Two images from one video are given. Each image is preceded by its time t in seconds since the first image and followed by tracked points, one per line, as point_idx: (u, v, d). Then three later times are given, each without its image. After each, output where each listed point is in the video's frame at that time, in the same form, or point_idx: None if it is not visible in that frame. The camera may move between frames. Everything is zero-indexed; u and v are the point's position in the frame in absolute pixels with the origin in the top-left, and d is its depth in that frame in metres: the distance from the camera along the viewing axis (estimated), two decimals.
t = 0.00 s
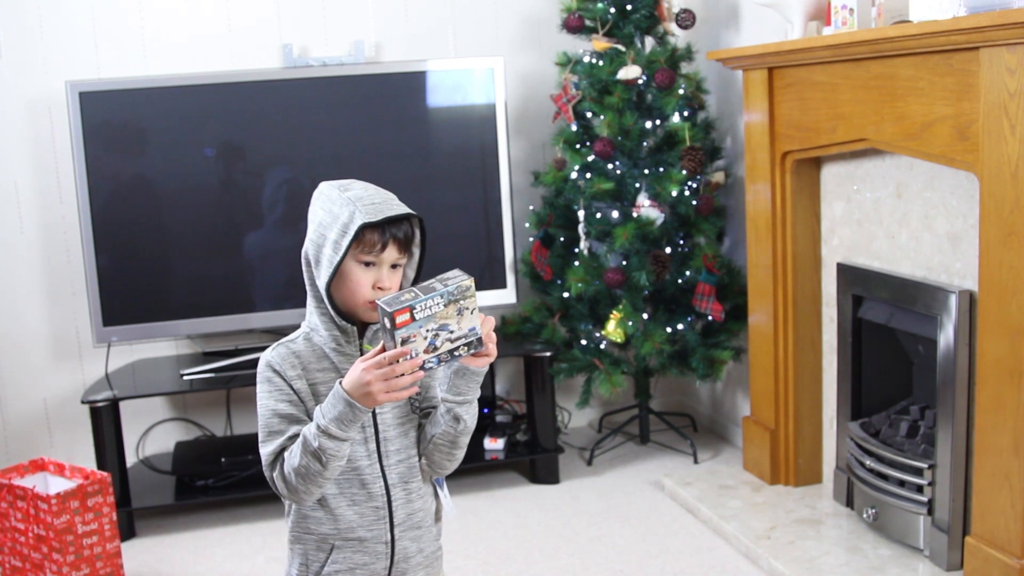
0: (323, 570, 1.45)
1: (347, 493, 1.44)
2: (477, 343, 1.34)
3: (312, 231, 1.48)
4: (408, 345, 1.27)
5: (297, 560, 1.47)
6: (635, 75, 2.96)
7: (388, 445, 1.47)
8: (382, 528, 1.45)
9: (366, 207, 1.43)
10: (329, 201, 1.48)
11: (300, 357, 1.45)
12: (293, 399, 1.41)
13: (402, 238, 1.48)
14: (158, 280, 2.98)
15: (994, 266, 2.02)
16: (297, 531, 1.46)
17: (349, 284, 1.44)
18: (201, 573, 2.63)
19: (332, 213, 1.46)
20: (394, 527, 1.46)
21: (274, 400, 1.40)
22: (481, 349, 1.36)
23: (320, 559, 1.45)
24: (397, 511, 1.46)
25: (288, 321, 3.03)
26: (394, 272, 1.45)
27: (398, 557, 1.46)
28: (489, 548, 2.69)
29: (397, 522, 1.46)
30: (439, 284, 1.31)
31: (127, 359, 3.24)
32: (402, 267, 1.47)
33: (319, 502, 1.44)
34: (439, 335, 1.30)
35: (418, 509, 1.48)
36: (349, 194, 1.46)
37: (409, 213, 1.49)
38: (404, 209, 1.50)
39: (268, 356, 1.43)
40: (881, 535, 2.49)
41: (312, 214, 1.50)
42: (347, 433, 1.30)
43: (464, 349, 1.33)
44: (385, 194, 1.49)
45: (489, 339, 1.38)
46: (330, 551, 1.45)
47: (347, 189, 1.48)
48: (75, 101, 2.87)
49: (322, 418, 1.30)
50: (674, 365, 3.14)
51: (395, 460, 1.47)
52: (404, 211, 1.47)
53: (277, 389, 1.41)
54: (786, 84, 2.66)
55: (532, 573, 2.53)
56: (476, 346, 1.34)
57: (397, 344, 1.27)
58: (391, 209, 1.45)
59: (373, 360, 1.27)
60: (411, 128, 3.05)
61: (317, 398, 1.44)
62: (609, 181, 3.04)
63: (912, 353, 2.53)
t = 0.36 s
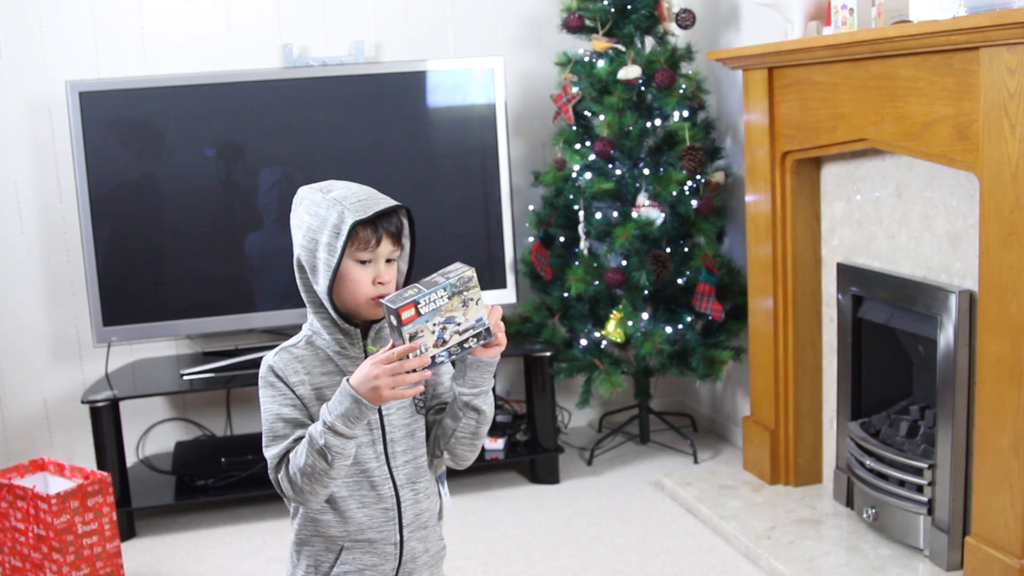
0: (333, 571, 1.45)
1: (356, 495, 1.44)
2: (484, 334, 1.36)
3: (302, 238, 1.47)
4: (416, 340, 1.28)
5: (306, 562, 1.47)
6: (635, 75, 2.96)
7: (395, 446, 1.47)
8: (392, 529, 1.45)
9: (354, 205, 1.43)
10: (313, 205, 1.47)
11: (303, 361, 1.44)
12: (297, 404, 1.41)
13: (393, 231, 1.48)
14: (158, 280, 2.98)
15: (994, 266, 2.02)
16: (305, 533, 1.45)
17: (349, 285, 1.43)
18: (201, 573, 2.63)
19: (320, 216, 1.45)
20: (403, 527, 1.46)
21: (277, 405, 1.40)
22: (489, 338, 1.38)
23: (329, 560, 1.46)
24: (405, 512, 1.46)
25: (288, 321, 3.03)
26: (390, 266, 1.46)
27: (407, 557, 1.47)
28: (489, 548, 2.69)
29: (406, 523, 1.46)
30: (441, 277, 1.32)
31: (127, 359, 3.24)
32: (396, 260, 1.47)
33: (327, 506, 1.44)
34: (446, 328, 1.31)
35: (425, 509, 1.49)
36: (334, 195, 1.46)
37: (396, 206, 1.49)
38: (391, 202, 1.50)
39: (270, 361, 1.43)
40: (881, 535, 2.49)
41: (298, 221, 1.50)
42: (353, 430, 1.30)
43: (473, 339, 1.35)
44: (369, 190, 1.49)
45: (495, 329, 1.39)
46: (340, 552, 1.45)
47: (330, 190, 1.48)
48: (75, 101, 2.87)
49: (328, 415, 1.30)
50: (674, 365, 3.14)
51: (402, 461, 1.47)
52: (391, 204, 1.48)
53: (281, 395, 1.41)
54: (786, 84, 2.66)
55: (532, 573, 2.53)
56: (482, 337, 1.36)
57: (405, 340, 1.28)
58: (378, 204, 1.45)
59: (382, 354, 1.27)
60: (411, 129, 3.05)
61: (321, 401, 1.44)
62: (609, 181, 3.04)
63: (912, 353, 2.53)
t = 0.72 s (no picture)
0: (333, 570, 1.46)
1: (357, 496, 1.44)
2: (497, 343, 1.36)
3: (311, 238, 1.47)
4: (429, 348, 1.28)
5: (306, 560, 1.48)
6: (635, 75, 2.96)
7: (397, 448, 1.46)
8: (392, 530, 1.46)
9: (367, 208, 1.44)
10: (324, 205, 1.47)
11: (308, 361, 1.44)
12: (301, 404, 1.42)
13: (403, 235, 1.48)
14: (158, 280, 2.98)
15: (994, 265, 2.02)
16: (305, 532, 1.46)
17: (358, 288, 1.44)
18: (201, 573, 2.63)
19: (331, 218, 1.45)
20: (403, 529, 1.46)
21: (281, 403, 1.40)
22: (501, 347, 1.37)
23: (329, 558, 1.47)
24: (406, 513, 1.46)
25: (289, 321, 3.03)
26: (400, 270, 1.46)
27: (406, 558, 1.47)
28: (489, 548, 2.69)
29: (406, 524, 1.46)
30: (457, 287, 1.32)
31: (127, 359, 3.24)
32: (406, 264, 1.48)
33: (327, 506, 1.44)
34: (460, 337, 1.31)
35: (425, 510, 1.49)
36: (346, 197, 1.46)
37: (408, 209, 1.49)
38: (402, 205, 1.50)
39: (275, 359, 1.43)
40: (881, 535, 2.49)
41: (307, 221, 1.50)
42: (361, 434, 1.30)
43: (485, 349, 1.34)
44: (380, 193, 1.49)
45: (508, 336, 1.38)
46: (340, 551, 1.46)
47: (341, 191, 1.48)
48: (75, 101, 2.86)
49: (336, 416, 1.30)
50: (674, 365, 3.15)
51: (403, 463, 1.47)
52: (403, 208, 1.48)
53: (284, 393, 1.41)
54: (786, 84, 2.66)
55: (532, 573, 2.53)
56: (495, 346, 1.35)
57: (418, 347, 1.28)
58: (390, 207, 1.46)
59: (395, 362, 1.28)
60: (411, 128, 3.05)
61: (325, 402, 1.44)
62: (609, 181, 3.04)
63: (912, 353, 2.53)
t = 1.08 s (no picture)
0: (331, 570, 1.46)
1: (355, 495, 1.44)
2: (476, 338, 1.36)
3: (305, 237, 1.47)
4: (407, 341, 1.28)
5: (305, 559, 1.48)
6: (635, 75, 2.96)
7: (396, 447, 1.46)
8: (390, 529, 1.45)
9: (357, 206, 1.43)
10: (317, 205, 1.47)
11: (306, 361, 1.44)
12: (298, 404, 1.42)
13: (396, 233, 1.48)
14: (158, 280, 2.97)
15: (994, 265, 2.02)
16: (305, 532, 1.46)
17: (349, 286, 1.43)
18: (201, 573, 2.62)
19: (324, 216, 1.45)
20: (401, 528, 1.46)
21: (277, 403, 1.41)
22: (481, 342, 1.38)
23: (328, 558, 1.47)
24: (404, 512, 1.46)
25: (288, 321, 3.03)
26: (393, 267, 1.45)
27: (405, 557, 1.47)
28: (489, 548, 2.69)
29: (405, 524, 1.46)
30: (439, 280, 1.32)
31: (127, 359, 3.24)
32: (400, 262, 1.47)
33: (326, 505, 1.44)
34: (439, 330, 1.31)
35: (425, 509, 1.49)
36: (338, 196, 1.46)
37: (401, 208, 1.49)
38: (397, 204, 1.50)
39: (273, 359, 1.43)
40: (881, 535, 2.49)
41: (302, 221, 1.50)
42: (347, 431, 1.31)
43: (464, 344, 1.35)
44: (374, 192, 1.49)
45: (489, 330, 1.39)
46: (338, 551, 1.46)
47: (335, 191, 1.48)
48: (75, 101, 2.86)
49: (322, 415, 1.31)
50: (674, 365, 3.15)
51: (402, 462, 1.47)
52: (394, 207, 1.47)
53: (281, 393, 1.41)
54: (786, 84, 2.66)
55: (532, 573, 2.53)
56: (473, 340, 1.36)
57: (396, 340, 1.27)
58: (382, 205, 1.45)
59: (372, 357, 1.28)
60: (411, 128, 3.05)
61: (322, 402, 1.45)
62: (609, 181, 3.04)
63: (912, 353, 2.53)
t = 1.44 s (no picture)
0: (330, 570, 1.46)
1: (352, 494, 1.45)
2: (471, 337, 1.36)
3: (296, 237, 1.48)
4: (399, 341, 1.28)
5: (304, 559, 1.48)
6: (635, 75, 2.96)
7: (393, 446, 1.46)
8: (388, 528, 1.46)
9: (344, 205, 1.43)
10: (307, 205, 1.47)
11: (300, 360, 1.45)
12: (292, 403, 1.42)
13: (385, 231, 1.47)
14: (158, 280, 2.98)
15: (994, 266, 2.02)
16: (303, 532, 1.46)
17: (340, 285, 1.43)
18: (201, 573, 2.62)
19: (312, 216, 1.45)
20: (399, 527, 1.46)
21: (271, 403, 1.41)
22: (476, 339, 1.38)
23: (327, 558, 1.47)
24: (402, 511, 1.46)
25: (288, 321, 3.03)
26: (383, 266, 1.45)
27: (404, 556, 1.47)
28: (489, 548, 2.69)
29: (403, 522, 1.46)
30: (430, 278, 1.32)
31: (127, 359, 3.24)
32: (390, 260, 1.47)
33: (324, 505, 1.44)
34: (432, 329, 1.31)
35: (423, 508, 1.49)
36: (326, 195, 1.46)
37: (389, 205, 1.48)
38: (386, 202, 1.50)
39: (267, 359, 1.43)
40: (881, 535, 2.49)
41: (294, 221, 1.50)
42: (338, 427, 1.30)
43: (458, 342, 1.34)
44: (363, 190, 1.49)
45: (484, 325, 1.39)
46: (337, 550, 1.46)
47: (323, 190, 1.48)
48: (75, 101, 2.86)
49: (312, 412, 1.31)
50: (674, 365, 3.15)
51: (399, 460, 1.47)
52: (382, 204, 1.47)
53: (275, 392, 1.41)
54: (786, 84, 2.66)
55: (532, 573, 2.53)
56: (467, 339, 1.35)
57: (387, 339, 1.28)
58: (369, 204, 1.45)
59: (364, 353, 1.28)
60: (411, 128, 3.05)
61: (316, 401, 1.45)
62: (609, 181, 3.04)
63: (912, 353, 2.53)
